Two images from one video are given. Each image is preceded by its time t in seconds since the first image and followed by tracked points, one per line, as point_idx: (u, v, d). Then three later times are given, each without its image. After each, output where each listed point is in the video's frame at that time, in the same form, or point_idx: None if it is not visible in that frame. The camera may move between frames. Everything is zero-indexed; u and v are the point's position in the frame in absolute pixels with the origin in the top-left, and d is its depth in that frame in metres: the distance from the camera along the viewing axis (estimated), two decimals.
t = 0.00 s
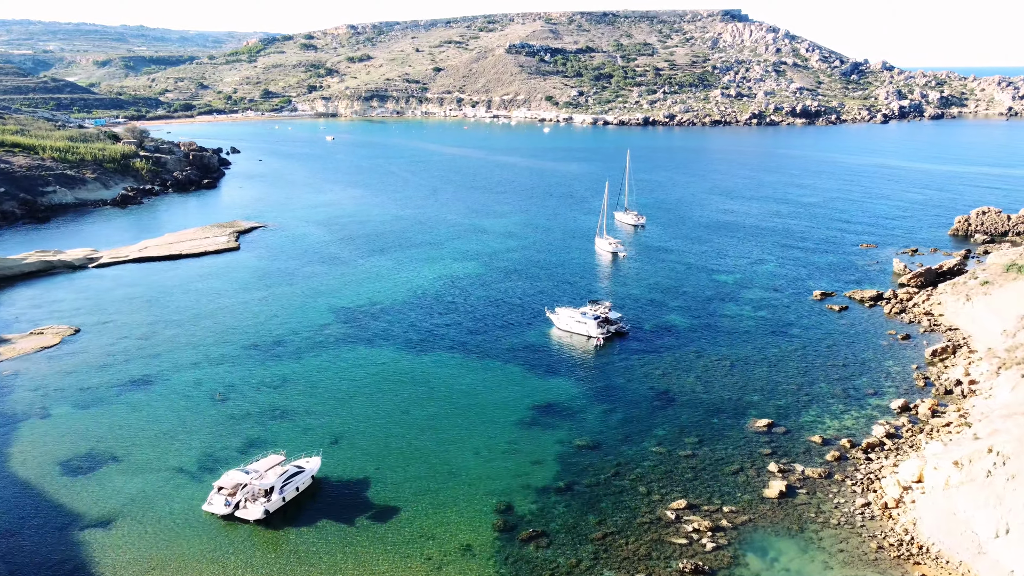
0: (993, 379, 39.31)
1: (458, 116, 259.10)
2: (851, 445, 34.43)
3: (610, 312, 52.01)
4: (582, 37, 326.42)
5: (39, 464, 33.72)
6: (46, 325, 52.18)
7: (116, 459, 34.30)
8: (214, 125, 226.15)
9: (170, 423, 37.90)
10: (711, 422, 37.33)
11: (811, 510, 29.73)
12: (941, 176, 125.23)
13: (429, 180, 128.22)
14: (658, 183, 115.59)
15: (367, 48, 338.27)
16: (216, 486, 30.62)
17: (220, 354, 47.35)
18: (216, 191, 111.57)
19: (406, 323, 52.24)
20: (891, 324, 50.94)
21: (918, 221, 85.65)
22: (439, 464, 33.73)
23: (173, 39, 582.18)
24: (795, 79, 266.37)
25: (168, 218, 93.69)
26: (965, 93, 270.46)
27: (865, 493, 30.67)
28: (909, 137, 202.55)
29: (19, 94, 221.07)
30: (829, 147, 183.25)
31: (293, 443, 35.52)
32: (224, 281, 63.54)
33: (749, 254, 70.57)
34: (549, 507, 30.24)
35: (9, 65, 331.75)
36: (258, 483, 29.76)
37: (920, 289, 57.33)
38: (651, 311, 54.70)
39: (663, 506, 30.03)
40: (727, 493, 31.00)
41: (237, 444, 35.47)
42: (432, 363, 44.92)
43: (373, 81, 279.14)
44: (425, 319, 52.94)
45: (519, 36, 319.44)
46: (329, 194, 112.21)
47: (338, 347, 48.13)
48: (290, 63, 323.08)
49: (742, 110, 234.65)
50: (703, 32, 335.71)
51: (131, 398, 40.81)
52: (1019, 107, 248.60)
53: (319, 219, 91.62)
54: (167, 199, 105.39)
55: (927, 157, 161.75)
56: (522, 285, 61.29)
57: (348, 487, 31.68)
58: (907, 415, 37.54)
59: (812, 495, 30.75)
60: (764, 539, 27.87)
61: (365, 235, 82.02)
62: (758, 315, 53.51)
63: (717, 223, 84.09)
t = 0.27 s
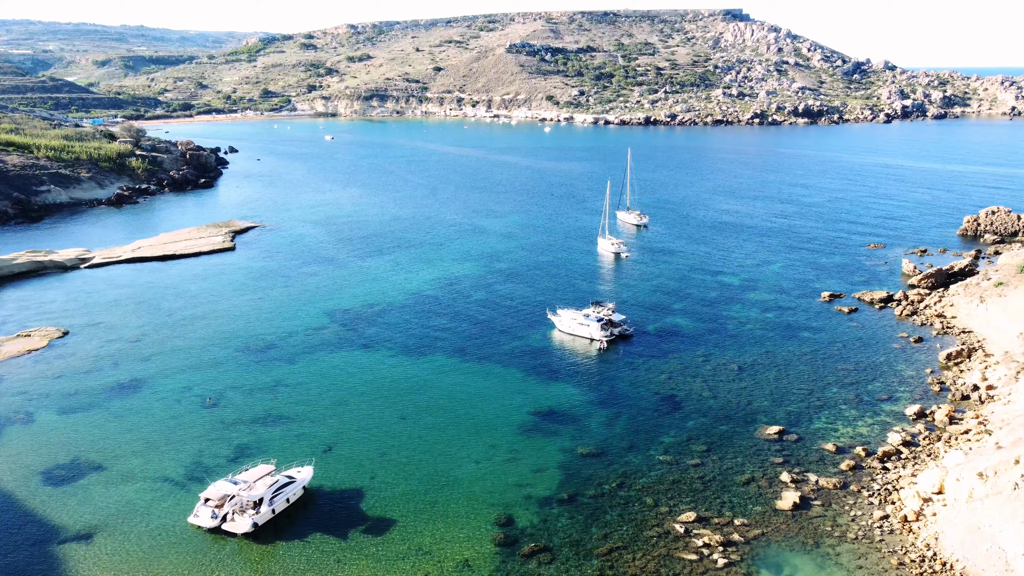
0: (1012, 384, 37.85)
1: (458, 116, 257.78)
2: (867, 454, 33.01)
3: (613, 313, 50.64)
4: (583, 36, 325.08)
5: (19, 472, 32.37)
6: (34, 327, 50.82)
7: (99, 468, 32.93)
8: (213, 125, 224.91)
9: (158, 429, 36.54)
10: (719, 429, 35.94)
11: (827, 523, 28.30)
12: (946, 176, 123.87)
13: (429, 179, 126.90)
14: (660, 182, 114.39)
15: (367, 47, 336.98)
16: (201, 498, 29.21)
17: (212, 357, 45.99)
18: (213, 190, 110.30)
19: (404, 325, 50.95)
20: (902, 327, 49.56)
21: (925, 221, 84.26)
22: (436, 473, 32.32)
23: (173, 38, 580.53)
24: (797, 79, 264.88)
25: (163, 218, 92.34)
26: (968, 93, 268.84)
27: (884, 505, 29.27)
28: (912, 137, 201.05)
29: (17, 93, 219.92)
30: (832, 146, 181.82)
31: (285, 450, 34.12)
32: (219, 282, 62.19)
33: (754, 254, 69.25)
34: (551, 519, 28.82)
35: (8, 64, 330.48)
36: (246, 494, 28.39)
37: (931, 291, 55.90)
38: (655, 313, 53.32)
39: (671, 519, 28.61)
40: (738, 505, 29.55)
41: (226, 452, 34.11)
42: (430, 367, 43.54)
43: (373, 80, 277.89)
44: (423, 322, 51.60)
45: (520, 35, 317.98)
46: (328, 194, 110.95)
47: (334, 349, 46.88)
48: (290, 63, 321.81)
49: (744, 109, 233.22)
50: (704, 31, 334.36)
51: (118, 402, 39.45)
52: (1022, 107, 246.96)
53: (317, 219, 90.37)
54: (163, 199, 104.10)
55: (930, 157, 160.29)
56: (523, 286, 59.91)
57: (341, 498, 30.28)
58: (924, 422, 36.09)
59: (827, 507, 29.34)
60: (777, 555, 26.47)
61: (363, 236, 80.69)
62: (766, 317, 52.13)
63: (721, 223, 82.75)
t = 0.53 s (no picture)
0: None
1: (458, 115, 256.27)
2: (884, 464, 31.44)
3: (617, 315, 49.12)
4: (584, 36, 323.49)
5: None
6: (20, 329, 49.39)
7: (81, 479, 31.45)
8: (212, 124, 223.45)
9: (143, 436, 35.07)
10: (728, 436, 34.42)
11: (847, 539, 26.73)
12: (952, 176, 122.29)
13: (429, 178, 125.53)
14: (663, 181, 112.92)
15: (367, 47, 335.61)
16: (185, 511, 27.73)
17: (202, 360, 44.55)
18: (210, 190, 108.93)
19: (402, 327, 49.44)
20: (915, 329, 48.05)
21: (934, 220, 82.65)
22: (433, 483, 30.83)
23: (173, 38, 579.40)
24: (799, 78, 263.22)
25: (158, 217, 90.87)
26: (972, 92, 266.95)
27: (905, 519, 27.71)
28: (916, 136, 199.36)
29: (15, 92, 218.70)
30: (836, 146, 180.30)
31: (275, 459, 32.63)
32: (212, 283, 60.75)
33: (760, 254, 67.73)
34: (554, 534, 27.29)
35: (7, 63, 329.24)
36: (232, 508, 26.92)
37: (944, 292, 54.35)
38: (660, 315, 51.78)
39: (680, 534, 27.07)
40: (752, 520, 27.95)
41: (214, 460, 32.59)
42: (427, 371, 42.02)
43: (373, 79, 276.54)
44: (421, 323, 50.10)
45: (520, 34, 316.35)
46: (326, 193, 109.53)
47: (329, 352, 45.41)
48: (290, 62, 320.50)
49: (746, 108, 231.64)
50: (706, 30, 332.70)
51: (103, 408, 37.97)
52: None
53: (315, 219, 88.93)
54: (159, 198, 102.72)
55: (936, 156, 158.60)
56: (524, 287, 58.41)
57: (332, 511, 28.76)
58: (943, 429, 34.53)
59: (845, 521, 27.76)
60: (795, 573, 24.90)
61: (361, 235, 79.23)
62: (774, 319, 50.59)
63: (726, 222, 81.24)
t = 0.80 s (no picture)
0: None
1: (459, 114, 254.67)
2: (905, 476, 29.87)
3: (621, 317, 47.57)
4: (585, 35, 321.88)
5: None
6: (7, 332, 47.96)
7: (58, 491, 29.89)
8: (211, 123, 221.92)
9: (127, 445, 33.56)
10: (739, 445, 32.87)
11: (868, 556, 25.18)
12: (959, 175, 120.68)
13: (429, 178, 124.10)
14: (666, 180, 111.49)
15: (367, 46, 334.18)
16: (166, 526, 26.12)
17: (192, 364, 43.04)
18: (206, 189, 107.53)
19: (399, 330, 47.95)
20: (929, 332, 46.53)
21: (943, 220, 81.08)
22: (429, 496, 29.31)
23: (173, 38, 577.99)
24: (801, 77, 261.58)
25: (152, 216, 89.45)
26: (975, 91, 265.16)
27: (930, 535, 26.15)
28: (920, 135, 197.73)
29: (12, 91, 217.29)
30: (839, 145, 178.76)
31: (265, 470, 31.13)
32: (205, 283, 59.24)
33: (766, 254, 66.18)
34: (557, 551, 25.78)
35: (6, 63, 327.64)
36: (215, 523, 25.37)
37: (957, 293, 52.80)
38: (665, 317, 50.23)
39: (691, 551, 25.54)
40: (767, 536, 26.41)
41: (200, 471, 31.09)
42: (426, 376, 40.54)
43: (372, 78, 275.08)
44: (419, 326, 48.58)
45: (521, 33, 314.73)
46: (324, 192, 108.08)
47: (323, 356, 43.92)
48: (290, 61, 319.00)
49: (748, 107, 230.09)
50: (707, 30, 331.05)
51: (86, 415, 36.41)
52: None
53: (312, 218, 87.45)
54: (154, 197, 101.27)
55: (940, 155, 157.14)
56: (525, 288, 56.88)
57: (323, 526, 27.25)
58: (964, 438, 32.96)
59: (865, 537, 26.21)
60: None
61: (359, 235, 77.75)
62: (783, 322, 49.06)
63: (731, 222, 79.73)
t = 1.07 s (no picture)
0: None
1: (458, 113, 252.95)
2: (927, 488, 28.31)
3: (625, 319, 46.05)
4: (585, 33, 320.21)
5: None
6: None
7: (34, 504, 28.36)
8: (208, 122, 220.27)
9: (108, 454, 32.03)
10: (750, 455, 31.32)
11: None
12: (964, 174, 119.03)
13: (428, 177, 122.58)
14: (668, 179, 109.93)
15: (366, 45, 332.51)
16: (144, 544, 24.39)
17: (181, 368, 41.54)
18: (202, 187, 105.96)
19: (395, 333, 46.44)
20: (943, 335, 45.03)
21: (951, 220, 79.50)
22: (425, 510, 27.74)
23: (172, 37, 576.50)
24: (803, 76, 259.91)
25: (146, 216, 87.95)
26: (978, 90, 263.35)
27: (956, 553, 24.61)
28: (923, 134, 196.09)
29: (8, 90, 215.65)
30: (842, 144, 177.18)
31: (252, 482, 29.62)
32: (198, 284, 57.75)
33: (772, 255, 64.62)
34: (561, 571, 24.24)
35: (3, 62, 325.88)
36: (196, 541, 23.75)
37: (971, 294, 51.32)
38: (671, 319, 48.73)
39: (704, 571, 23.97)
40: (783, 554, 24.85)
41: (184, 483, 29.57)
42: (423, 381, 39.04)
43: (372, 77, 273.45)
44: (417, 328, 47.10)
45: (521, 32, 313.06)
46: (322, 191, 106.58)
47: (317, 360, 42.40)
48: (289, 60, 317.38)
49: (750, 106, 228.43)
50: (708, 28, 329.26)
51: (68, 423, 34.87)
52: None
53: (309, 218, 85.94)
54: (149, 196, 99.68)
55: (944, 153, 155.64)
56: (526, 290, 55.36)
57: (312, 543, 25.70)
58: (986, 448, 31.41)
59: (888, 555, 24.66)
60: None
61: (357, 235, 76.22)
62: (792, 324, 47.52)
63: (736, 221, 78.16)
